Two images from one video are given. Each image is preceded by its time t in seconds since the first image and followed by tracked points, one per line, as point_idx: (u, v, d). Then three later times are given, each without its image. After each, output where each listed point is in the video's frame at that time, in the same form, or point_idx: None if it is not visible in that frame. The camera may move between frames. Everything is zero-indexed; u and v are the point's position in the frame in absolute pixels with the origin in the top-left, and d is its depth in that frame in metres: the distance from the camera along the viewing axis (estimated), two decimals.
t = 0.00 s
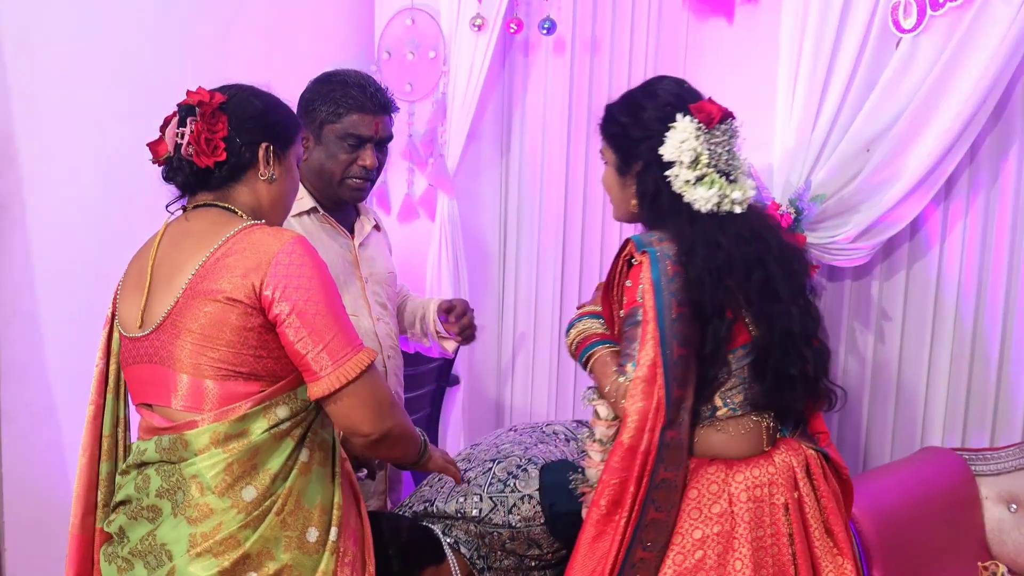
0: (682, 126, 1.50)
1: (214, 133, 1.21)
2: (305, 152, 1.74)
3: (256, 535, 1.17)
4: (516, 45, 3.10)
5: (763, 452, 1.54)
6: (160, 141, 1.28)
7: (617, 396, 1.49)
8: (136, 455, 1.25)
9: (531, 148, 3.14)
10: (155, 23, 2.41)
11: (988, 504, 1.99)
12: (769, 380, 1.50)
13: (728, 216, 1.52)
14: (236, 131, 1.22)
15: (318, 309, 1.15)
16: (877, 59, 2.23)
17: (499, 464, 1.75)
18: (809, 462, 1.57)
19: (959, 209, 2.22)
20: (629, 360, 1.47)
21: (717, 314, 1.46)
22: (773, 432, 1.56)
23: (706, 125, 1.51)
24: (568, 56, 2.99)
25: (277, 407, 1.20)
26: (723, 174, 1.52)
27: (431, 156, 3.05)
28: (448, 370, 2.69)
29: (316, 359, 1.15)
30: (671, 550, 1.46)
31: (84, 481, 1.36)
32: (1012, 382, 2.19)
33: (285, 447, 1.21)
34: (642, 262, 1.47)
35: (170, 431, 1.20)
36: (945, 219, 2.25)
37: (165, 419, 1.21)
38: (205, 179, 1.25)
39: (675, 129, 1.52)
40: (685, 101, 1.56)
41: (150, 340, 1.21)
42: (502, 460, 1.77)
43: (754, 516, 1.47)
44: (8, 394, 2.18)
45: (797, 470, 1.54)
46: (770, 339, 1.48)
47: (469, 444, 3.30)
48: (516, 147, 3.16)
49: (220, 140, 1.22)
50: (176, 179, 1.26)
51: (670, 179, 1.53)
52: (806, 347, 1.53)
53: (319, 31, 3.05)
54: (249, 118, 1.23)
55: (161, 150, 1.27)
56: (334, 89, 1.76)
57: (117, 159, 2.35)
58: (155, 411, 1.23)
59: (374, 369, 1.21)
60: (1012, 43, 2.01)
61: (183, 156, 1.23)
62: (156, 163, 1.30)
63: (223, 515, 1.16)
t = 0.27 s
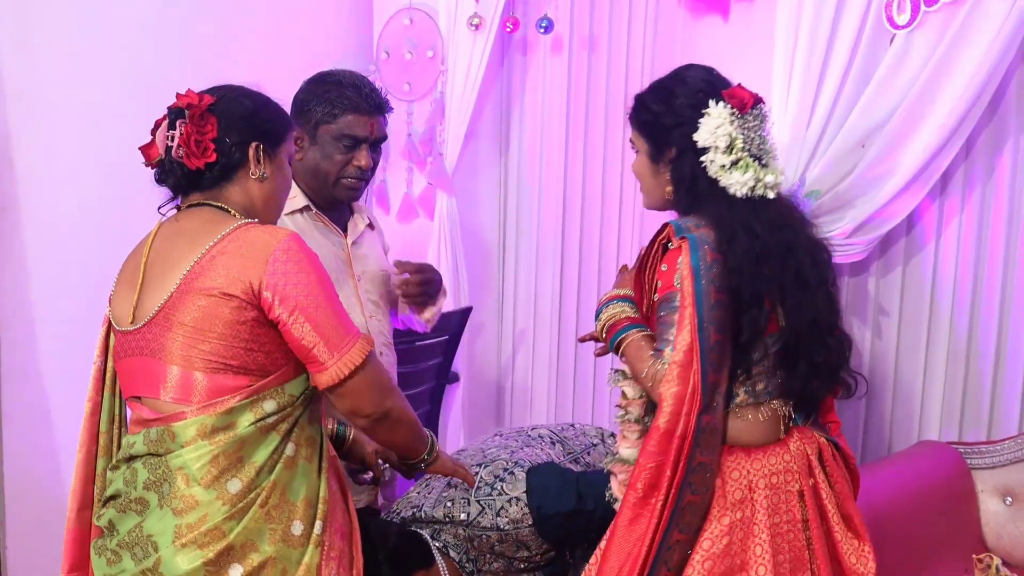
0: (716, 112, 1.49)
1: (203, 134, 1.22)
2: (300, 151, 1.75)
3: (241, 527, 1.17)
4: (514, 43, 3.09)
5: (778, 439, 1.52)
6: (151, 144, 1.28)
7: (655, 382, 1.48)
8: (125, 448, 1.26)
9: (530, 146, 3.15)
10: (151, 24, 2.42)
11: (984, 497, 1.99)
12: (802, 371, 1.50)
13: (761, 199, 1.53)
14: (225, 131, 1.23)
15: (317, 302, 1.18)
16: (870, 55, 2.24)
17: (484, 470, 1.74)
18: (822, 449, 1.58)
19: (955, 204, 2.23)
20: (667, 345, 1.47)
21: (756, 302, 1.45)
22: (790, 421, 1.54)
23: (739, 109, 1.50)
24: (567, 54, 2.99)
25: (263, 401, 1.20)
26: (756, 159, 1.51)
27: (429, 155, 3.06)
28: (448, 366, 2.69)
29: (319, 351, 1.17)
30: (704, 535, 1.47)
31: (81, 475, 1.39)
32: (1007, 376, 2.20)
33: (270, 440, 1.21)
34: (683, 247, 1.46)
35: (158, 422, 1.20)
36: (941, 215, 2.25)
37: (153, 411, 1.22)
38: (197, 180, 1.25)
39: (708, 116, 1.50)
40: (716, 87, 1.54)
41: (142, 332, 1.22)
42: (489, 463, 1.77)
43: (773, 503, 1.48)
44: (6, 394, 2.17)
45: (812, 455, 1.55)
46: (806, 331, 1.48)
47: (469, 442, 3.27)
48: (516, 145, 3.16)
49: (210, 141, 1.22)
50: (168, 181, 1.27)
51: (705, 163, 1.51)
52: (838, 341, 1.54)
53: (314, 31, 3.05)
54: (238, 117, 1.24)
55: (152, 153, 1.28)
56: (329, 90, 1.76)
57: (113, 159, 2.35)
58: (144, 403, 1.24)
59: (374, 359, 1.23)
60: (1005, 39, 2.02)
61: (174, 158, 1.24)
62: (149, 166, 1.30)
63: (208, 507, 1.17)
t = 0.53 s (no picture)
0: (727, 92, 1.48)
1: (188, 127, 1.20)
2: (286, 141, 1.73)
3: (227, 513, 1.16)
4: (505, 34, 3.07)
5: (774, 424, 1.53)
6: (137, 138, 1.26)
7: (672, 366, 1.45)
8: (110, 434, 1.23)
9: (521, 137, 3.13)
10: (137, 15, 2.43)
11: (970, 488, 2.00)
12: (810, 358, 1.52)
13: (774, 178, 1.53)
14: (210, 122, 1.21)
15: (307, 293, 1.17)
16: (857, 45, 2.23)
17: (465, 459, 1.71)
18: (814, 435, 1.58)
19: (943, 195, 2.22)
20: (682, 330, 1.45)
21: (770, 289, 1.46)
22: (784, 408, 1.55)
23: (750, 88, 1.50)
24: (558, 45, 2.97)
25: (251, 389, 1.19)
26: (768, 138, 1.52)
27: (420, 146, 3.03)
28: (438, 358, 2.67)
29: (311, 340, 1.17)
30: (725, 523, 1.45)
31: (68, 462, 1.37)
32: (993, 367, 2.21)
33: (257, 428, 1.20)
34: (704, 232, 1.44)
35: (146, 408, 1.19)
36: (928, 206, 2.25)
37: (141, 397, 1.20)
38: (182, 172, 1.24)
39: (720, 96, 1.50)
40: (725, 69, 1.54)
41: (131, 319, 1.20)
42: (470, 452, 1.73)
43: (774, 488, 1.48)
44: None
45: (804, 441, 1.55)
46: (816, 318, 1.50)
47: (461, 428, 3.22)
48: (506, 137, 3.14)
49: (195, 133, 1.20)
50: (153, 173, 1.26)
51: (718, 143, 1.51)
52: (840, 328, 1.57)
53: (301, 22, 3.03)
54: (222, 109, 1.22)
55: (138, 147, 1.27)
56: (315, 81, 1.74)
57: (95, 152, 2.35)
58: (130, 389, 1.22)
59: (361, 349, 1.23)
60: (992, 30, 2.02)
61: (159, 152, 1.23)
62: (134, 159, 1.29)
63: (195, 493, 1.15)
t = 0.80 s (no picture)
0: (732, 81, 1.49)
1: (176, 118, 1.19)
2: (275, 135, 1.73)
3: (219, 501, 1.16)
4: (500, 30, 3.08)
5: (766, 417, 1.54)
6: (126, 129, 1.26)
7: (686, 356, 1.42)
8: (100, 423, 1.21)
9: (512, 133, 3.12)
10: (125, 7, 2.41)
11: (957, 485, 2.00)
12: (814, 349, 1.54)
13: (774, 165, 1.55)
14: (198, 113, 1.20)
15: (294, 290, 1.16)
16: (848, 41, 2.23)
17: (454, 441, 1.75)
18: (803, 427, 1.58)
19: (932, 193, 2.22)
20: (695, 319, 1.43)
21: (776, 279, 1.48)
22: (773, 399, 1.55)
23: (751, 76, 1.51)
24: (552, 39, 2.96)
25: (242, 379, 1.19)
26: (771, 125, 1.53)
27: (414, 142, 3.02)
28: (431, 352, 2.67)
29: (291, 338, 1.15)
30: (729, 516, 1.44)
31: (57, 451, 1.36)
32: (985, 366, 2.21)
33: (248, 418, 1.20)
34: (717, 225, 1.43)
35: (137, 398, 1.18)
36: (918, 203, 2.26)
37: (131, 387, 1.19)
38: (172, 164, 1.23)
39: (722, 85, 1.50)
40: (726, 60, 1.55)
41: (121, 310, 1.19)
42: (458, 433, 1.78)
43: (768, 480, 1.48)
44: None
45: (795, 433, 1.56)
46: (819, 311, 1.53)
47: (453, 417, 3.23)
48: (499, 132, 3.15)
49: (183, 125, 1.20)
50: (142, 165, 1.25)
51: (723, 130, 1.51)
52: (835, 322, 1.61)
53: (294, 15, 3.03)
54: (211, 99, 1.21)
55: (127, 139, 1.26)
56: (306, 76, 1.73)
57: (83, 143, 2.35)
58: (121, 378, 1.21)
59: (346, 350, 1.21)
60: (981, 29, 2.01)
61: (148, 143, 1.22)
62: (123, 150, 1.28)
63: (187, 482, 1.15)
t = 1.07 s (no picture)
0: (725, 81, 1.50)
1: (170, 119, 1.19)
2: (265, 137, 1.72)
3: (217, 502, 1.16)
4: (495, 31, 3.09)
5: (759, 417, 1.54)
6: (120, 130, 1.25)
7: (686, 358, 1.42)
8: (98, 425, 1.21)
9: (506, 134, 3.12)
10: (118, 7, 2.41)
11: (951, 485, 2.01)
12: (807, 350, 1.55)
13: (767, 163, 1.56)
14: (192, 114, 1.20)
15: (283, 295, 1.15)
16: (841, 42, 2.25)
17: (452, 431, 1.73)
18: (795, 427, 1.59)
19: (925, 194, 2.24)
20: (694, 319, 1.43)
21: (770, 280, 1.49)
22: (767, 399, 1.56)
23: (743, 77, 1.53)
24: (546, 40, 2.97)
25: (238, 381, 1.19)
26: (762, 125, 1.54)
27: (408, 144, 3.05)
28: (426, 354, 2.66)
29: (278, 339, 1.14)
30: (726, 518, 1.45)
31: (52, 451, 1.36)
32: (979, 366, 2.21)
33: (245, 419, 1.20)
34: (714, 226, 1.44)
35: (135, 400, 1.17)
36: (911, 204, 2.27)
37: (129, 390, 1.18)
38: (165, 164, 1.23)
39: (715, 85, 1.51)
40: (716, 61, 1.56)
41: (117, 314, 1.18)
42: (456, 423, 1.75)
43: (762, 482, 1.48)
44: None
45: (787, 434, 1.56)
46: (810, 312, 1.54)
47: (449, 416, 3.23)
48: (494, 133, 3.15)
49: (177, 126, 1.19)
50: (136, 165, 1.24)
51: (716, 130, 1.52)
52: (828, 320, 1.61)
53: (288, 16, 3.03)
54: (205, 100, 1.21)
55: (121, 139, 1.25)
56: (297, 78, 1.72)
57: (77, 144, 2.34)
58: (119, 382, 1.20)
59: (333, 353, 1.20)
60: (972, 30, 2.02)
61: (141, 144, 1.21)
62: (117, 151, 1.27)
63: (184, 483, 1.15)
